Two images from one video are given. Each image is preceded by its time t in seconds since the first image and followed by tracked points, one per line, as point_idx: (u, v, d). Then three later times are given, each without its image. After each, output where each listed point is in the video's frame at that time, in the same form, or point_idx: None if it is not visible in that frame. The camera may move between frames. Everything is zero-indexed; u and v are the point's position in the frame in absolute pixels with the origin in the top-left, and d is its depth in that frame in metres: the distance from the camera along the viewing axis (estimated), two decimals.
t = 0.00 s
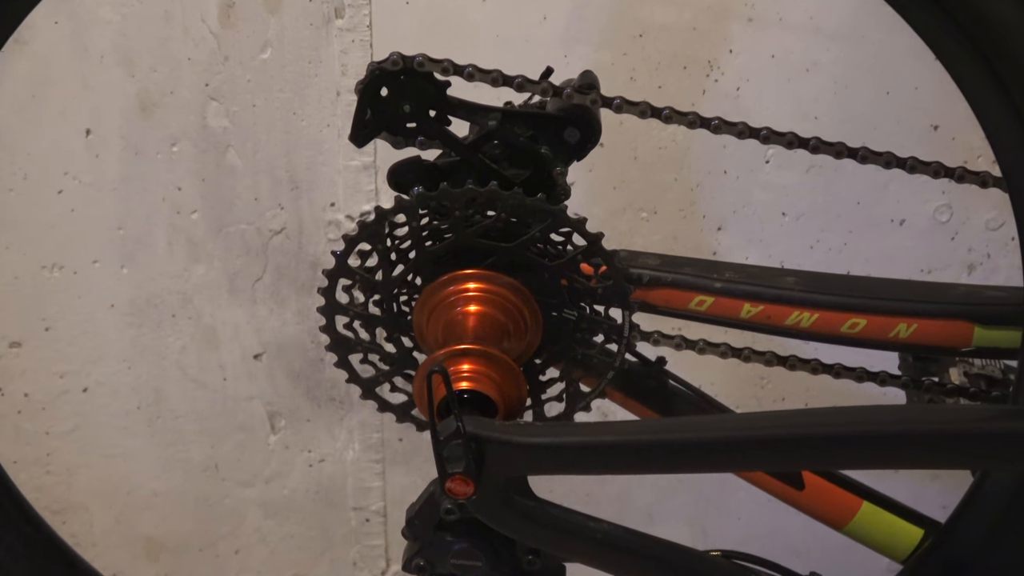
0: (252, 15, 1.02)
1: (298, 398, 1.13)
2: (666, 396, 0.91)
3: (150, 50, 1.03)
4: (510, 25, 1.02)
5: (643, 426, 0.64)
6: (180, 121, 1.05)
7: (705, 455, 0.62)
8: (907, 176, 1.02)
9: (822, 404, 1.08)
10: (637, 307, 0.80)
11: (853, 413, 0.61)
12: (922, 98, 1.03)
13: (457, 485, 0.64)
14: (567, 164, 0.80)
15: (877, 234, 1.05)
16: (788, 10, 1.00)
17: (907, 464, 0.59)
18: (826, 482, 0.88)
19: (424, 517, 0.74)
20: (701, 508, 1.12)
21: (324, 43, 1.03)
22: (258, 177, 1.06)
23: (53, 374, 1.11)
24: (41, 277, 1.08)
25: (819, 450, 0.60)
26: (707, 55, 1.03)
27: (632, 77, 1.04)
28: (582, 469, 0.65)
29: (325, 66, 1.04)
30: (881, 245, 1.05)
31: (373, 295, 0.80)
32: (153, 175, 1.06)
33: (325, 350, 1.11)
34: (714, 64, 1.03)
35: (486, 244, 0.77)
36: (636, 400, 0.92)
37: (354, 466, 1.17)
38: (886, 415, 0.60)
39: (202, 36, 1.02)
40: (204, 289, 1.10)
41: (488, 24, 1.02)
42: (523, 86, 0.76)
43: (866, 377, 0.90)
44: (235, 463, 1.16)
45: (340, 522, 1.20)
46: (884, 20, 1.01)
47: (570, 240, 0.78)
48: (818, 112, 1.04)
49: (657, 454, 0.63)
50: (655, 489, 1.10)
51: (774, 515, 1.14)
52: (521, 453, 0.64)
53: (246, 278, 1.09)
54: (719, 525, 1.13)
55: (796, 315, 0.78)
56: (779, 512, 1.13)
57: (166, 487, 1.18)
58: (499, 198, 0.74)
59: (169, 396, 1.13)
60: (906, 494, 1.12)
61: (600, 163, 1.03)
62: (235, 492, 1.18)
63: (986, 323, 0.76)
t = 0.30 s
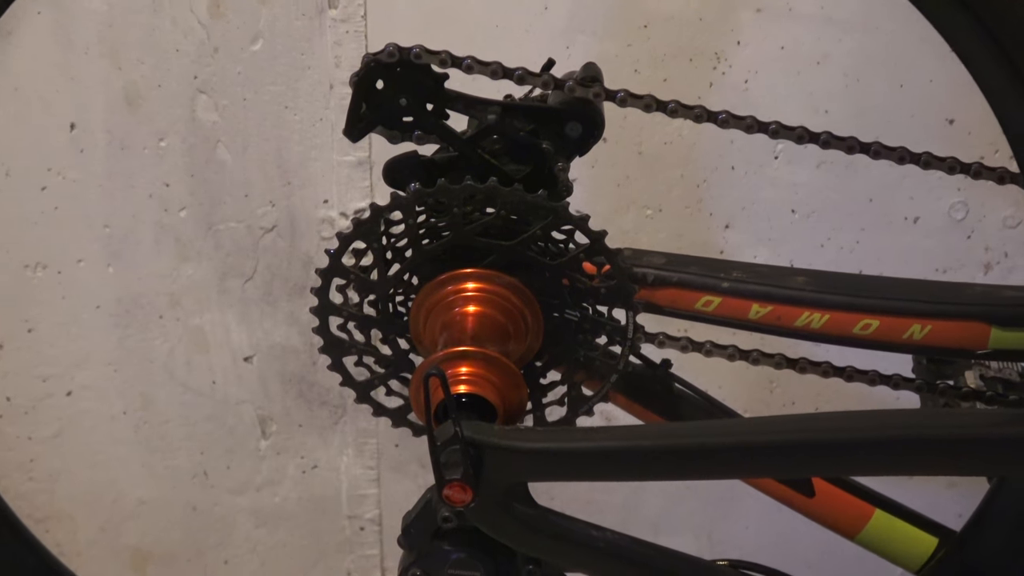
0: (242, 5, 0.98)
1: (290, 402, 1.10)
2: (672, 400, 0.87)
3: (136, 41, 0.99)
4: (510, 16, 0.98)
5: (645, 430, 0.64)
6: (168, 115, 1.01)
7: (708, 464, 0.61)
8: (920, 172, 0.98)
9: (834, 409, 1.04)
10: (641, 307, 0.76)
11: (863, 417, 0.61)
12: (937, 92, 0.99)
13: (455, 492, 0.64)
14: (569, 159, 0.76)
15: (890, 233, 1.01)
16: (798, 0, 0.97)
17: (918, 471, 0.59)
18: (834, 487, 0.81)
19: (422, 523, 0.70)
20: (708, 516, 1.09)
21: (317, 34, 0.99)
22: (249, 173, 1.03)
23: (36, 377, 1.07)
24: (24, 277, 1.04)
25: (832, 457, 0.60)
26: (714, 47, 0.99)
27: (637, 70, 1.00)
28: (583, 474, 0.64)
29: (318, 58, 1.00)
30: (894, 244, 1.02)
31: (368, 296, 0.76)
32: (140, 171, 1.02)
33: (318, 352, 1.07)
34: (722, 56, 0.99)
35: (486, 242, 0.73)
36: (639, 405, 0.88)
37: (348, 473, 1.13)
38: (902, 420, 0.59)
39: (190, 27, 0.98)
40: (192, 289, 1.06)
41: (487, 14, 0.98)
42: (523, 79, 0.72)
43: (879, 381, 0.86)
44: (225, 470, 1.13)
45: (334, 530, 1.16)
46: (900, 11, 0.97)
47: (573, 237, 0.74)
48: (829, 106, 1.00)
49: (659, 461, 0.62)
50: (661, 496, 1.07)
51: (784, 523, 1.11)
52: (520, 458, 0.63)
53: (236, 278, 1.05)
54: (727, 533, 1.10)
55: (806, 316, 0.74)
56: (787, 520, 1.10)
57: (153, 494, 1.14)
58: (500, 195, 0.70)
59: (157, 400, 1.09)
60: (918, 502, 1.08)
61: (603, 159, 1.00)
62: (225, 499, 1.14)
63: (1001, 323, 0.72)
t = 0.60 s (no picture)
0: None
1: (282, 408, 1.06)
2: (678, 405, 0.84)
3: (123, 33, 0.95)
4: (510, 7, 0.95)
5: (654, 436, 0.61)
6: (155, 109, 0.97)
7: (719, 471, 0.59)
8: (935, 168, 0.95)
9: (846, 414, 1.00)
10: (644, 308, 0.72)
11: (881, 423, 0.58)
12: (952, 86, 0.96)
13: (454, 501, 0.61)
14: (570, 156, 0.73)
15: (904, 232, 0.98)
16: None
17: (934, 477, 0.56)
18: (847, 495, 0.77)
19: (418, 532, 0.66)
20: (715, 526, 1.06)
21: (309, 26, 0.96)
22: (239, 170, 0.99)
23: (18, 381, 1.04)
24: (6, 277, 1.00)
25: (851, 467, 0.57)
26: (721, 39, 0.95)
27: (641, 63, 0.97)
28: (584, 482, 0.61)
29: (311, 51, 0.96)
30: (908, 243, 0.98)
31: (362, 297, 0.72)
32: (126, 169, 0.99)
33: (311, 356, 1.03)
34: (729, 49, 0.96)
35: (484, 242, 0.69)
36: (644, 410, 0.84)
37: (342, 481, 1.09)
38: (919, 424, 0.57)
39: (178, 18, 0.95)
40: (180, 290, 1.02)
41: (486, 5, 0.95)
42: (523, 73, 0.69)
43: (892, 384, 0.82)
44: (214, 478, 1.09)
45: (328, 540, 1.13)
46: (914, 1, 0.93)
47: (575, 237, 0.70)
48: (840, 101, 0.97)
49: (670, 468, 0.59)
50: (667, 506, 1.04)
51: (793, 532, 1.08)
52: (520, 465, 0.60)
53: (225, 279, 1.02)
54: (735, 543, 1.07)
55: (816, 318, 0.71)
56: (797, 530, 1.07)
57: (140, 503, 1.10)
58: (500, 192, 0.66)
59: (144, 405, 1.06)
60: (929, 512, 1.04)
61: (606, 155, 0.96)
62: (214, 508, 1.11)
63: None
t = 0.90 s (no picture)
0: None
1: (274, 413, 1.02)
2: (683, 409, 0.80)
3: (108, 24, 0.91)
4: None
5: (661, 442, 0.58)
6: (142, 104, 0.94)
7: (733, 477, 0.56)
8: (949, 164, 0.91)
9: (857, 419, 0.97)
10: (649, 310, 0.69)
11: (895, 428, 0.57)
12: (968, 79, 0.92)
13: (452, 509, 0.59)
14: (572, 152, 0.69)
15: (918, 230, 0.94)
16: None
17: (947, 485, 0.54)
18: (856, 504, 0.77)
19: (416, 539, 0.65)
20: (723, 535, 1.03)
21: (302, 16, 0.92)
22: (229, 166, 0.96)
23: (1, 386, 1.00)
24: None
25: (863, 475, 0.55)
26: (728, 31, 0.92)
27: (645, 55, 0.93)
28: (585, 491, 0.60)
29: (304, 42, 0.93)
30: (921, 242, 0.95)
31: (357, 298, 0.69)
32: (112, 165, 0.95)
33: (303, 359, 0.99)
34: (737, 40, 0.92)
35: (483, 241, 0.66)
36: (650, 415, 0.81)
37: (335, 489, 1.06)
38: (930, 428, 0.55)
39: (166, 8, 0.91)
40: (168, 291, 0.98)
41: None
42: (523, 66, 0.66)
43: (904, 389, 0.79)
44: (203, 485, 1.05)
45: (321, 550, 1.09)
46: None
47: (577, 235, 0.67)
48: (852, 94, 0.93)
49: (676, 476, 0.57)
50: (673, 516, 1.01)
51: (802, 541, 1.04)
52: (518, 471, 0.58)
53: (214, 279, 0.98)
54: (743, 552, 1.04)
55: (827, 320, 0.67)
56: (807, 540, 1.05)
57: (127, 511, 1.07)
58: (500, 188, 0.63)
59: (130, 410, 1.02)
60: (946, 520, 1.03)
61: (609, 151, 0.93)
62: (203, 517, 1.07)
63: None
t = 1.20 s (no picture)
0: None
1: (265, 418, 0.99)
2: (688, 415, 0.77)
3: (93, 15, 0.88)
4: None
5: (667, 447, 0.57)
6: (129, 98, 0.91)
7: (741, 481, 0.55)
8: (963, 161, 0.88)
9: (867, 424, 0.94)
10: (653, 311, 0.66)
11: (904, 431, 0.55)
12: (983, 73, 0.89)
13: (449, 517, 0.57)
14: (574, 149, 0.66)
15: (932, 229, 0.91)
16: None
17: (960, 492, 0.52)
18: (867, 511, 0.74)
19: (412, 549, 0.62)
20: (730, 543, 1.01)
21: (295, 8, 0.89)
22: (219, 163, 0.92)
23: None
24: None
25: (872, 480, 0.53)
26: (736, 22, 0.89)
27: (650, 48, 0.90)
28: (585, 498, 0.58)
29: (296, 34, 0.89)
30: (935, 241, 0.92)
31: (351, 299, 0.66)
32: (97, 161, 0.92)
33: (296, 363, 0.96)
34: (744, 33, 0.89)
35: (482, 241, 0.63)
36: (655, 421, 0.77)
37: (329, 496, 1.02)
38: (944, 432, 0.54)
39: None
40: (156, 292, 0.95)
41: None
42: (523, 59, 0.64)
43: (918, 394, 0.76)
44: (192, 492, 1.02)
45: (314, 560, 1.06)
46: None
47: (578, 234, 0.64)
48: (863, 89, 0.90)
49: (684, 482, 0.56)
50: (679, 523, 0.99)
51: (811, 549, 1.02)
52: (519, 479, 0.57)
53: (203, 279, 0.95)
54: (751, 560, 1.02)
55: (838, 321, 0.64)
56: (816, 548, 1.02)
57: (114, 518, 1.04)
58: (498, 184, 0.60)
59: (117, 415, 0.99)
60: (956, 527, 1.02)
61: (612, 146, 0.90)
62: (191, 525, 1.04)
63: None
